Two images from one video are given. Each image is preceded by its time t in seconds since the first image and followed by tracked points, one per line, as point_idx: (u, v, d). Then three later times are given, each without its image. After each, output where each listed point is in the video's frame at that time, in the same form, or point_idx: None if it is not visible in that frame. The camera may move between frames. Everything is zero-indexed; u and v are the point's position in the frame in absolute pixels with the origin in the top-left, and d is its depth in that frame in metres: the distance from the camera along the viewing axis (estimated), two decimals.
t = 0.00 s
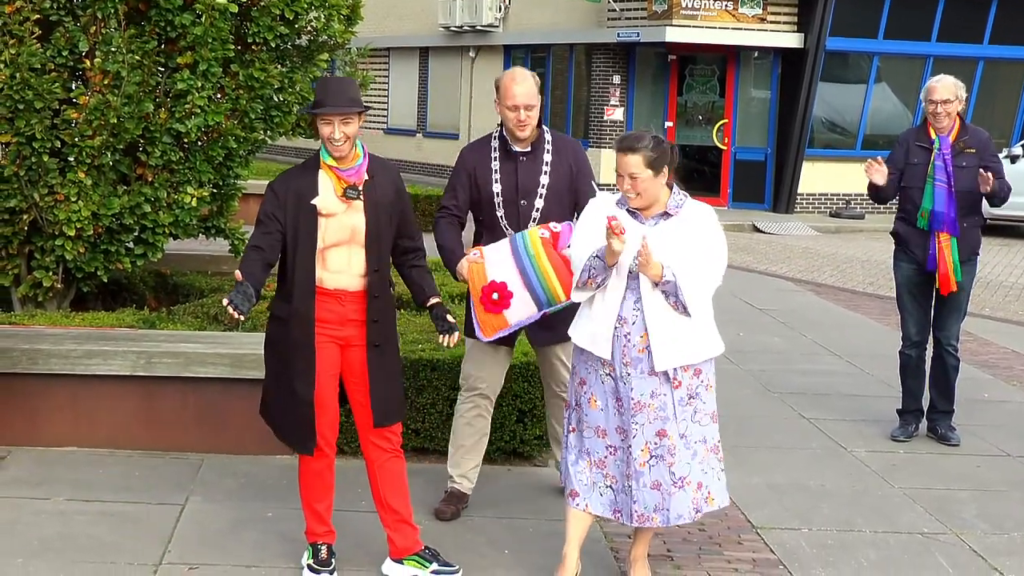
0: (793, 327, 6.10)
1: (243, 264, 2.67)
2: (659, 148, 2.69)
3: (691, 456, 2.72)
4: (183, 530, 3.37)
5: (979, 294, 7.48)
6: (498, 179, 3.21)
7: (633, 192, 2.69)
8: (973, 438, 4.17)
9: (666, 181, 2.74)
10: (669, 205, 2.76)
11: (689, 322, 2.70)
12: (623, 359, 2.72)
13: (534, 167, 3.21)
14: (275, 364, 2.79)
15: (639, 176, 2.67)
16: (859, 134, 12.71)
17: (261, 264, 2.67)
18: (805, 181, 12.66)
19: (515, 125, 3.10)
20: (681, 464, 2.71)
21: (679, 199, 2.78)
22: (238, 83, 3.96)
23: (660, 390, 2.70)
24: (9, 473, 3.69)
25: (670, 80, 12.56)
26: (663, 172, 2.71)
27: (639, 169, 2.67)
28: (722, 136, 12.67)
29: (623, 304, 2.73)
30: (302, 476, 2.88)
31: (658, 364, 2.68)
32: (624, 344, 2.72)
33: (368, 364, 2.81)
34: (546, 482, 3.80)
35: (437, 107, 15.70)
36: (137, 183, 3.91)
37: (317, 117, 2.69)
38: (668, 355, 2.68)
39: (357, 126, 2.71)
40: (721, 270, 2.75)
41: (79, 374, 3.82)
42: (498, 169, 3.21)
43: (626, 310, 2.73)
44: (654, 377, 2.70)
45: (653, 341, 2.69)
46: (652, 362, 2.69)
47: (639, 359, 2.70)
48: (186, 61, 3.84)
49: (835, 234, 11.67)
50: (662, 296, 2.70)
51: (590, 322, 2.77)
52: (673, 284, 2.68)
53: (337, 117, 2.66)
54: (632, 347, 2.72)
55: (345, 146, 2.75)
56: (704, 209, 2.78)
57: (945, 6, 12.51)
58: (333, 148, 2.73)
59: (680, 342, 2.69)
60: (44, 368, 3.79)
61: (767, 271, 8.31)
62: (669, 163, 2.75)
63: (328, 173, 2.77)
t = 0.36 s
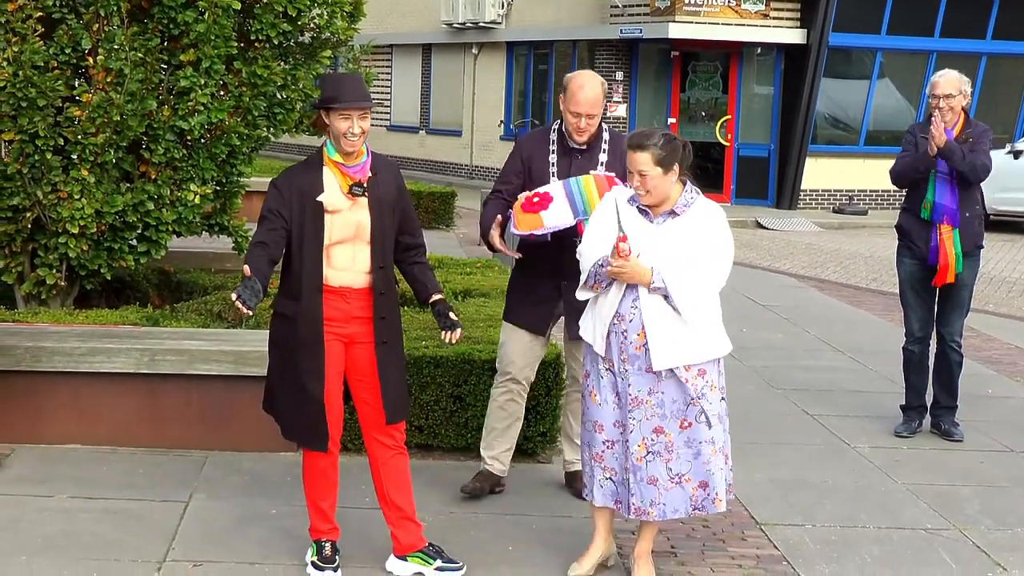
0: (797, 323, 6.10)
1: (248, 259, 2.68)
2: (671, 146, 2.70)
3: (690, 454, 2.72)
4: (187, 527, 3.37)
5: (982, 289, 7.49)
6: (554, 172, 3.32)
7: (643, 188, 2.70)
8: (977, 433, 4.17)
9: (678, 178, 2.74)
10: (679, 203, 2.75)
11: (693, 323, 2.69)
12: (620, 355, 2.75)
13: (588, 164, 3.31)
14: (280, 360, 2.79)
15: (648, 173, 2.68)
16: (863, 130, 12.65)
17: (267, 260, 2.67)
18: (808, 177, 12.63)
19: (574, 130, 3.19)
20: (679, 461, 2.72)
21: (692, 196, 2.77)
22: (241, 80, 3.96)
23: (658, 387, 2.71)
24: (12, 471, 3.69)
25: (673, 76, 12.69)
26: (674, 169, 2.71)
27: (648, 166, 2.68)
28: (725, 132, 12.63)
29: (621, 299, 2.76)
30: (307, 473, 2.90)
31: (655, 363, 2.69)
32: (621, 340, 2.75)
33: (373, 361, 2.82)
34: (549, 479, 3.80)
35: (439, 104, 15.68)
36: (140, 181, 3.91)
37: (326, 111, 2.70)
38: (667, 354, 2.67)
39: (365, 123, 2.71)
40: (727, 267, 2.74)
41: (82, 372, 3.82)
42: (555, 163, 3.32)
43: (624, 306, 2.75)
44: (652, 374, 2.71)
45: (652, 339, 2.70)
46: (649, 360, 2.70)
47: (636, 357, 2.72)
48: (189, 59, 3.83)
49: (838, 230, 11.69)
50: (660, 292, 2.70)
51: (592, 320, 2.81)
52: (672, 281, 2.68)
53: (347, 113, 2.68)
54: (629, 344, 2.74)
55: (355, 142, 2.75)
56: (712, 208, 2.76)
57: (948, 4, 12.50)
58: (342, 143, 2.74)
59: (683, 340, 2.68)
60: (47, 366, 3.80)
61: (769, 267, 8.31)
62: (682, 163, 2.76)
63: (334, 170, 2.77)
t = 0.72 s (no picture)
0: (792, 318, 6.20)
1: (258, 257, 2.77)
2: (664, 144, 2.79)
3: (682, 442, 2.82)
4: (200, 517, 3.47)
5: (973, 284, 7.58)
6: (574, 170, 3.56)
7: (638, 183, 2.79)
8: (968, 425, 4.26)
9: (671, 175, 2.84)
10: (673, 202, 2.85)
11: (690, 322, 2.78)
12: (616, 349, 2.86)
13: (606, 163, 3.54)
14: (289, 354, 2.88)
15: (641, 171, 2.77)
16: (857, 129, 12.71)
17: (277, 258, 2.76)
18: (802, 175, 12.68)
19: (597, 125, 3.41)
20: (671, 448, 2.84)
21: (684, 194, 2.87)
22: (250, 80, 4.05)
23: (651, 379, 2.82)
24: (29, 462, 3.80)
25: (671, 78, 12.74)
26: (668, 167, 2.80)
27: (642, 164, 2.77)
28: (722, 131, 12.73)
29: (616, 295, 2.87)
30: (316, 466, 3.00)
31: (650, 357, 2.79)
32: (616, 335, 2.86)
33: (379, 354, 2.91)
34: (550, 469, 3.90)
35: (442, 105, 15.80)
36: (151, 179, 4.01)
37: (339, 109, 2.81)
38: (661, 349, 2.77)
39: (377, 121, 2.81)
40: (723, 265, 2.84)
41: (96, 365, 3.93)
42: (576, 160, 3.56)
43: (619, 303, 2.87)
44: (646, 368, 2.82)
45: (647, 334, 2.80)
46: (644, 355, 2.81)
47: (631, 352, 2.82)
48: (199, 60, 3.93)
49: (832, 227, 11.70)
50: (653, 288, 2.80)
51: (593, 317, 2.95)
52: (666, 277, 2.79)
53: (361, 111, 2.78)
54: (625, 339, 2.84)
55: (367, 141, 2.85)
56: (707, 205, 2.86)
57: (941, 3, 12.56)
58: (354, 140, 2.85)
59: (679, 336, 2.78)
60: (62, 360, 3.90)
61: (765, 263, 8.41)
62: (676, 162, 2.85)
63: (340, 168, 2.87)
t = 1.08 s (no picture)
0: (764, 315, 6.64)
1: (300, 263, 3.19)
2: (643, 155, 3.25)
3: (664, 418, 3.31)
4: (244, 492, 3.95)
5: (940, 285, 8.08)
6: (572, 181, 4.07)
7: (623, 191, 3.23)
8: (926, 411, 4.71)
9: (653, 182, 3.28)
10: (655, 207, 3.30)
11: (672, 314, 3.25)
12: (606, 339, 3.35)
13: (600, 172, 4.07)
14: (325, 347, 3.32)
15: (625, 180, 3.22)
16: (824, 146, 13.94)
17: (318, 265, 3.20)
18: (776, 188, 13.84)
19: (586, 135, 3.96)
20: (654, 426, 3.31)
21: (665, 201, 3.32)
22: (282, 103, 4.53)
23: (636, 364, 3.30)
24: (88, 444, 4.29)
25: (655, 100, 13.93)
26: (648, 175, 3.25)
27: (626, 174, 3.21)
28: (703, 148, 13.90)
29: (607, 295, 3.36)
30: (345, 449, 3.46)
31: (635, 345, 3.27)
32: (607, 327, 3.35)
33: (405, 345, 3.41)
34: (551, 449, 4.38)
35: (454, 124, 17.49)
36: (195, 192, 4.49)
37: (368, 130, 3.26)
38: (645, 338, 3.25)
39: (403, 141, 3.30)
40: (699, 264, 3.30)
41: (149, 357, 4.43)
42: (573, 171, 4.07)
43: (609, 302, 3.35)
44: (632, 354, 3.30)
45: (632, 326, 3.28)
46: (630, 344, 3.28)
47: (620, 340, 3.31)
48: (237, 85, 4.41)
49: (802, 234, 12.30)
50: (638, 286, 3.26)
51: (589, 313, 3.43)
52: (649, 277, 3.24)
53: (391, 133, 3.25)
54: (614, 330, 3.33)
55: (392, 157, 3.33)
56: (684, 210, 3.32)
57: (898, 33, 13.86)
58: (382, 157, 3.32)
59: (662, 329, 3.25)
60: (117, 353, 4.41)
61: (742, 266, 8.89)
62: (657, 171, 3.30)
63: (369, 182, 3.33)
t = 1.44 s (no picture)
0: (723, 312, 7.57)
1: (344, 267, 4.08)
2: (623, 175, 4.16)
3: (635, 389, 4.19)
4: (291, 456, 4.85)
5: (890, 293, 9.04)
6: (566, 202, 4.97)
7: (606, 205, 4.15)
8: (860, 394, 5.58)
9: (630, 200, 4.18)
10: (632, 218, 4.21)
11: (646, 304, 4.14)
12: (592, 325, 4.25)
13: (587, 194, 5.01)
14: (362, 334, 4.21)
15: (607, 196, 4.15)
16: (768, 173, 17.02)
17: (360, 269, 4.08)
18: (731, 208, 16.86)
19: (575, 162, 4.90)
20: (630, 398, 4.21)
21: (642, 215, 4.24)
22: (323, 136, 5.47)
23: (615, 348, 4.19)
24: (165, 417, 5.22)
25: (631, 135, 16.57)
26: (626, 193, 4.16)
27: (608, 190, 4.14)
28: (670, 174, 16.74)
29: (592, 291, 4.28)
30: (375, 422, 4.35)
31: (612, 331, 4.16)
32: (593, 317, 4.25)
33: (425, 332, 4.31)
34: (543, 423, 5.31)
35: (466, 154, 21.02)
36: (251, 209, 5.43)
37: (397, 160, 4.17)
38: (621, 324, 4.14)
39: (424, 165, 4.20)
40: (668, 267, 4.20)
41: (213, 346, 5.36)
42: (565, 194, 4.98)
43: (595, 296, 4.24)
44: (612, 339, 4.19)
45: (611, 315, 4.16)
46: (608, 329, 4.16)
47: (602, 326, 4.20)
48: (286, 121, 5.36)
49: (751, 245, 15.01)
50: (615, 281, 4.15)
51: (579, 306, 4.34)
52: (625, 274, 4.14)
53: (416, 161, 4.15)
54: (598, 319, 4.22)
55: (415, 181, 4.25)
56: (657, 223, 4.23)
57: (829, 81, 16.82)
58: (406, 181, 4.22)
59: (636, 317, 4.14)
60: (186, 341, 5.34)
61: (704, 272, 9.92)
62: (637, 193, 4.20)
63: (397, 202, 4.23)
